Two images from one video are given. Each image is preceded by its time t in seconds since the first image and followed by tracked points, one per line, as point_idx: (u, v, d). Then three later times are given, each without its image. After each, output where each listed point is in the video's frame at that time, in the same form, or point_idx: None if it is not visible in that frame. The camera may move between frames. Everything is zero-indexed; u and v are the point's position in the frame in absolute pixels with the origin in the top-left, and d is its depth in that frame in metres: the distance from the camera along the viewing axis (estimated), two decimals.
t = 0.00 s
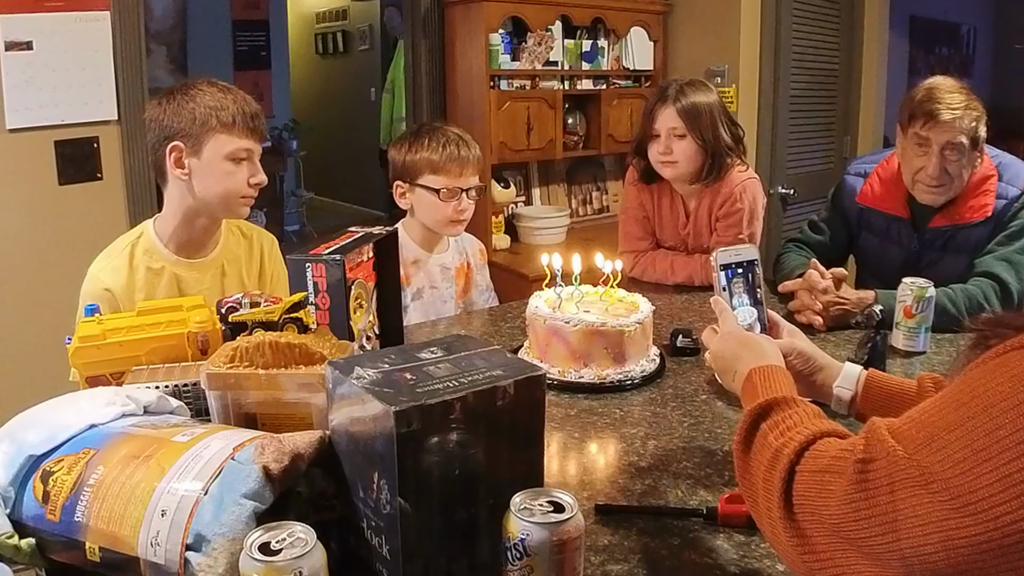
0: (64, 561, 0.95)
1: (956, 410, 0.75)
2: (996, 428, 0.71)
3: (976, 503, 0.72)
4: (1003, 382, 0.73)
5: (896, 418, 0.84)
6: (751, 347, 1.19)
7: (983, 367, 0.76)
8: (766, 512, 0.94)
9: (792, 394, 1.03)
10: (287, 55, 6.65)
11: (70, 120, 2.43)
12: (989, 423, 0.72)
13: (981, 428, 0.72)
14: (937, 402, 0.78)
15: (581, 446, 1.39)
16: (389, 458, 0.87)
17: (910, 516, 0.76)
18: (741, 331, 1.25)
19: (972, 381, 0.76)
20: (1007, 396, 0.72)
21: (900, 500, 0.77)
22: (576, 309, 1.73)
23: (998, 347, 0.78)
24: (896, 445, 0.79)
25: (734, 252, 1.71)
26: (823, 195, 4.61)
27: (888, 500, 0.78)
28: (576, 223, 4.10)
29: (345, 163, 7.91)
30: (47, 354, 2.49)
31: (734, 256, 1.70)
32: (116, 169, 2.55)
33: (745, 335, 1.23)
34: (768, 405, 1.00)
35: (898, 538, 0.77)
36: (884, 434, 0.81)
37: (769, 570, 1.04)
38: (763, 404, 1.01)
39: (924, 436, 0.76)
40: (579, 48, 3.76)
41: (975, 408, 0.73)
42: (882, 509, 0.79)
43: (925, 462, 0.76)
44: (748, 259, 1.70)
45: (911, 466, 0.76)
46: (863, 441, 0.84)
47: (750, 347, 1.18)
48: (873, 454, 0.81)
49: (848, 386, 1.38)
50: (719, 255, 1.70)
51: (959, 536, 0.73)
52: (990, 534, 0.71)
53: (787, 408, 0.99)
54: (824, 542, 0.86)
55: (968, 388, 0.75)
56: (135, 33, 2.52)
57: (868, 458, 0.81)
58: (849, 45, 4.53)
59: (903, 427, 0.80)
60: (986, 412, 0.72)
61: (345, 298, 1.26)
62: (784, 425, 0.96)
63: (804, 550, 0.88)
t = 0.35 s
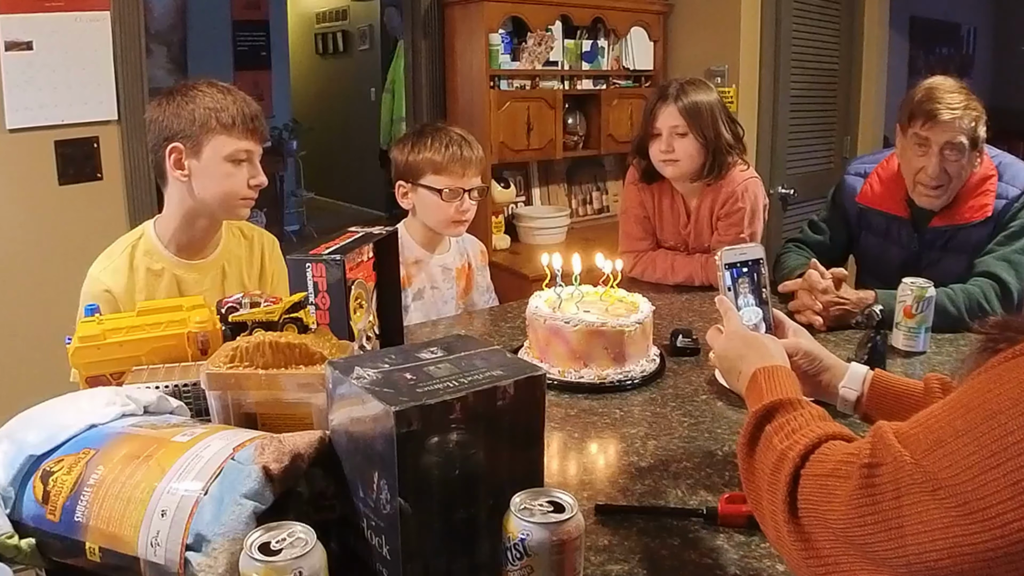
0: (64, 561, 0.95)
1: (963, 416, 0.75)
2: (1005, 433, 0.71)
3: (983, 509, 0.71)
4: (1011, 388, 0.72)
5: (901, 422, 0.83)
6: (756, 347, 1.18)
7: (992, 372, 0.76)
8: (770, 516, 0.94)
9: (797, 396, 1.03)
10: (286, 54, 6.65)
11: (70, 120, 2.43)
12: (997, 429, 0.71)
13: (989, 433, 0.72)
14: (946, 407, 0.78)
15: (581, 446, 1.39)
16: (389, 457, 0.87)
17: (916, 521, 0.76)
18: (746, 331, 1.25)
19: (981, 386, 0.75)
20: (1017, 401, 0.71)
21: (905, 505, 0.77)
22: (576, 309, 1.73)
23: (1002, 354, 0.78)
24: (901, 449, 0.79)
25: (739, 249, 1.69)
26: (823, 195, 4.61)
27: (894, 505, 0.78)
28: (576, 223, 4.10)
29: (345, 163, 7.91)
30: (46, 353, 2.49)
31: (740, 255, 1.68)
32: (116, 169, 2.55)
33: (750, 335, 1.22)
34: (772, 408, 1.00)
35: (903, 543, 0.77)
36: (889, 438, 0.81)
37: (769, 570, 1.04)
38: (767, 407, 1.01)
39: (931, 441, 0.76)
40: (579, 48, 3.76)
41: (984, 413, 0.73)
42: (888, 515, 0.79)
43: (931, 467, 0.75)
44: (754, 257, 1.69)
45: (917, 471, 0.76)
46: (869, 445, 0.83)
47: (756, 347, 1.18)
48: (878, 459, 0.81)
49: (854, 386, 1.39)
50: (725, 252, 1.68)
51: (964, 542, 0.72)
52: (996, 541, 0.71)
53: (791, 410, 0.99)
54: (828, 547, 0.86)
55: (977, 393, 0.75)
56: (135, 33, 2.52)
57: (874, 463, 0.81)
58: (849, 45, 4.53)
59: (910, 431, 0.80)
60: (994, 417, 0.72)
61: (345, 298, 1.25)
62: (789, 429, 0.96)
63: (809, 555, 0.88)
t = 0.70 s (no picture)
0: (64, 561, 0.95)
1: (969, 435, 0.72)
2: (1013, 457, 0.68)
3: (990, 532, 0.69)
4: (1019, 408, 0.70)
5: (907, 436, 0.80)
6: (769, 346, 1.13)
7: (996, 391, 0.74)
8: (773, 528, 0.90)
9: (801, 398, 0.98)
10: (286, 55, 6.65)
11: (70, 120, 2.43)
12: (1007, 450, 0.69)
13: (998, 454, 0.69)
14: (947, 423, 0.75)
15: (581, 446, 1.39)
16: (388, 457, 0.87)
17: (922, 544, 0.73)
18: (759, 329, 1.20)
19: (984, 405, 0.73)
20: None
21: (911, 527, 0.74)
22: (576, 309, 1.73)
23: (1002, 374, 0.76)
24: (906, 467, 0.75)
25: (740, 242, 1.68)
26: (823, 195, 4.62)
27: (899, 526, 0.75)
28: (576, 223, 4.10)
29: (345, 163, 7.91)
30: (46, 353, 2.49)
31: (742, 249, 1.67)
32: (116, 170, 2.55)
33: (762, 333, 1.17)
34: (774, 412, 0.95)
35: (907, 566, 0.74)
36: (895, 456, 0.77)
37: (770, 570, 1.04)
38: (768, 411, 0.96)
39: (936, 460, 0.73)
40: (579, 48, 3.76)
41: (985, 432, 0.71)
42: (892, 536, 0.75)
43: (937, 487, 0.72)
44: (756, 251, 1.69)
45: (923, 491, 0.73)
46: (874, 461, 0.79)
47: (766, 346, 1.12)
48: (884, 475, 0.77)
49: (862, 384, 1.38)
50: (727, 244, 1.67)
51: (970, 565, 0.70)
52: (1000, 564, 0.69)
53: (795, 414, 0.94)
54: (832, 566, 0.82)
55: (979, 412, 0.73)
56: (136, 33, 2.52)
57: (879, 480, 0.77)
58: (849, 46, 4.53)
59: (914, 447, 0.76)
60: (1003, 437, 0.70)
61: (345, 297, 1.25)
62: (793, 436, 0.91)
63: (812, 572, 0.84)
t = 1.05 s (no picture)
0: (64, 561, 0.95)
1: (947, 496, 0.67)
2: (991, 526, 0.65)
3: None
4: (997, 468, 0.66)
5: (887, 483, 0.74)
6: (777, 341, 1.04)
7: (982, 451, 0.68)
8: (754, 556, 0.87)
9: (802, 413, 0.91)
10: (286, 54, 6.65)
11: (70, 120, 2.43)
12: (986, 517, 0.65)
13: (977, 520, 0.65)
14: (920, 476, 0.71)
15: (581, 446, 1.39)
16: (389, 457, 0.87)
17: None
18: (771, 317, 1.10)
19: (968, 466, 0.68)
20: (1006, 489, 0.65)
21: None
22: (576, 309, 1.73)
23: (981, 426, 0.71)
24: (878, 526, 0.71)
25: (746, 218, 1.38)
26: (823, 195, 4.62)
27: None
28: (576, 223, 4.10)
29: (345, 163, 7.91)
30: (47, 353, 2.49)
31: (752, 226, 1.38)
32: (116, 170, 2.55)
33: (773, 323, 1.08)
34: (765, 431, 0.89)
35: None
36: (868, 513, 0.72)
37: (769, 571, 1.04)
38: (760, 428, 0.90)
39: (913, 521, 0.69)
40: (579, 48, 3.76)
41: (976, 503, 0.66)
42: None
43: (908, 551, 0.68)
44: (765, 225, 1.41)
45: (893, 553, 0.69)
46: (844, 515, 0.74)
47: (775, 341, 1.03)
48: (854, 532, 0.73)
49: (883, 375, 1.24)
50: (733, 219, 1.37)
51: None
52: None
53: (785, 433, 0.87)
54: None
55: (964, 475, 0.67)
56: (136, 33, 2.52)
57: (851, 538, 0.73)
58: (849, 46, 4.53)
59: (888, 502, 0.72)
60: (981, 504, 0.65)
61: (345, 297, 1.25)
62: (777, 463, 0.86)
63: None
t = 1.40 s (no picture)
0: (63, 561, 0.95)
1: None
2: None
3: None
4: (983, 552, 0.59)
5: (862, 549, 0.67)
6: (812, 346, 0.93)
7: (965, 527, 0.61)
8: None
9: (814, 454, 0.83)
10: (286, 54, 6.65)
11: (70, 120, 2.42)
12: None
13: None
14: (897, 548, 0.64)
15: (580, 447, 1.39)
16: (388, 457, 0.87)
17: None
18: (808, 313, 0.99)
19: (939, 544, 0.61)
20: None
21: None
22: (576, 309, 1.73)
23: (966, 492, 0.64)
24: None
25: (770, 210, 1.27)
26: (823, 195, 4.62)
27: None
28: (576, 223, 4.10)
29: (345, 163, 7.91)
30: (47, 353, 2.49)
31: (780, 214, 1.26)
32: (116, 170, 2.55)
33: (807, 322, 0.97)
34: (764, 467, 0.82)
35: None
36: None
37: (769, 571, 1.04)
38: (760, 463, 0.83)
39: None
40: (579, 48, 3.76)
41: None
42: None
43: None
44: (792, 199, 1.28)
45: None
46: None
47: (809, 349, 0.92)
48: None
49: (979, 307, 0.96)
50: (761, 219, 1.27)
51: None
52: None
53: (783, 473, 0.81)
54: None
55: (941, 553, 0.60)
56: (136, 33, 2.52)
57: None
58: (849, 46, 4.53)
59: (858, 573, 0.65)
60: None
61: (345, 298, 1.25)
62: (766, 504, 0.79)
63: None
